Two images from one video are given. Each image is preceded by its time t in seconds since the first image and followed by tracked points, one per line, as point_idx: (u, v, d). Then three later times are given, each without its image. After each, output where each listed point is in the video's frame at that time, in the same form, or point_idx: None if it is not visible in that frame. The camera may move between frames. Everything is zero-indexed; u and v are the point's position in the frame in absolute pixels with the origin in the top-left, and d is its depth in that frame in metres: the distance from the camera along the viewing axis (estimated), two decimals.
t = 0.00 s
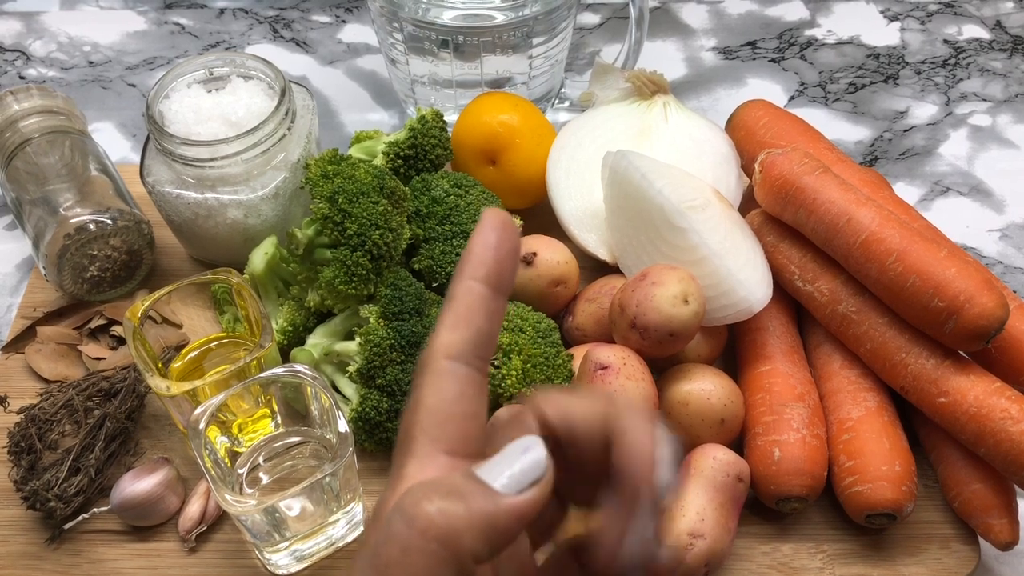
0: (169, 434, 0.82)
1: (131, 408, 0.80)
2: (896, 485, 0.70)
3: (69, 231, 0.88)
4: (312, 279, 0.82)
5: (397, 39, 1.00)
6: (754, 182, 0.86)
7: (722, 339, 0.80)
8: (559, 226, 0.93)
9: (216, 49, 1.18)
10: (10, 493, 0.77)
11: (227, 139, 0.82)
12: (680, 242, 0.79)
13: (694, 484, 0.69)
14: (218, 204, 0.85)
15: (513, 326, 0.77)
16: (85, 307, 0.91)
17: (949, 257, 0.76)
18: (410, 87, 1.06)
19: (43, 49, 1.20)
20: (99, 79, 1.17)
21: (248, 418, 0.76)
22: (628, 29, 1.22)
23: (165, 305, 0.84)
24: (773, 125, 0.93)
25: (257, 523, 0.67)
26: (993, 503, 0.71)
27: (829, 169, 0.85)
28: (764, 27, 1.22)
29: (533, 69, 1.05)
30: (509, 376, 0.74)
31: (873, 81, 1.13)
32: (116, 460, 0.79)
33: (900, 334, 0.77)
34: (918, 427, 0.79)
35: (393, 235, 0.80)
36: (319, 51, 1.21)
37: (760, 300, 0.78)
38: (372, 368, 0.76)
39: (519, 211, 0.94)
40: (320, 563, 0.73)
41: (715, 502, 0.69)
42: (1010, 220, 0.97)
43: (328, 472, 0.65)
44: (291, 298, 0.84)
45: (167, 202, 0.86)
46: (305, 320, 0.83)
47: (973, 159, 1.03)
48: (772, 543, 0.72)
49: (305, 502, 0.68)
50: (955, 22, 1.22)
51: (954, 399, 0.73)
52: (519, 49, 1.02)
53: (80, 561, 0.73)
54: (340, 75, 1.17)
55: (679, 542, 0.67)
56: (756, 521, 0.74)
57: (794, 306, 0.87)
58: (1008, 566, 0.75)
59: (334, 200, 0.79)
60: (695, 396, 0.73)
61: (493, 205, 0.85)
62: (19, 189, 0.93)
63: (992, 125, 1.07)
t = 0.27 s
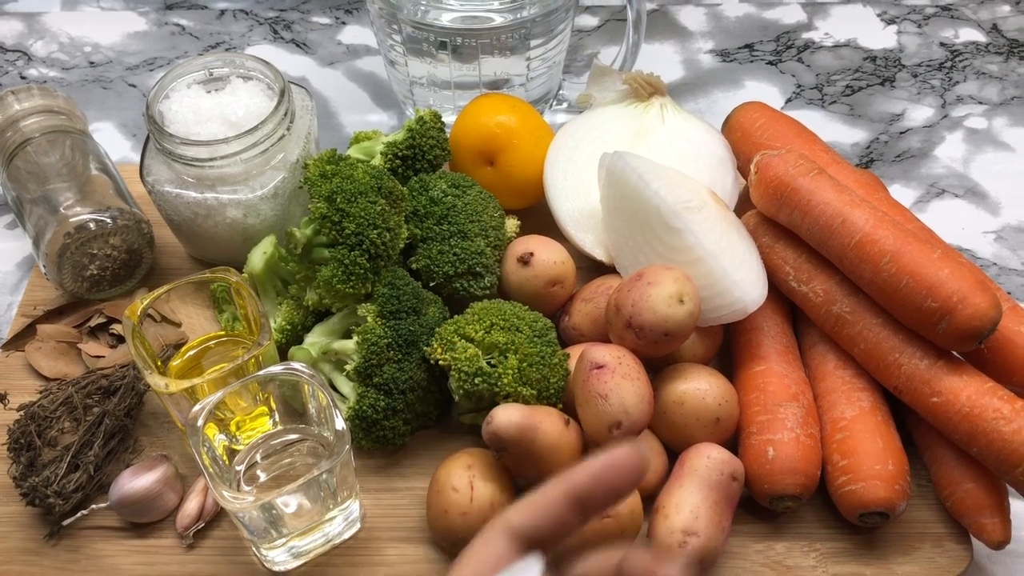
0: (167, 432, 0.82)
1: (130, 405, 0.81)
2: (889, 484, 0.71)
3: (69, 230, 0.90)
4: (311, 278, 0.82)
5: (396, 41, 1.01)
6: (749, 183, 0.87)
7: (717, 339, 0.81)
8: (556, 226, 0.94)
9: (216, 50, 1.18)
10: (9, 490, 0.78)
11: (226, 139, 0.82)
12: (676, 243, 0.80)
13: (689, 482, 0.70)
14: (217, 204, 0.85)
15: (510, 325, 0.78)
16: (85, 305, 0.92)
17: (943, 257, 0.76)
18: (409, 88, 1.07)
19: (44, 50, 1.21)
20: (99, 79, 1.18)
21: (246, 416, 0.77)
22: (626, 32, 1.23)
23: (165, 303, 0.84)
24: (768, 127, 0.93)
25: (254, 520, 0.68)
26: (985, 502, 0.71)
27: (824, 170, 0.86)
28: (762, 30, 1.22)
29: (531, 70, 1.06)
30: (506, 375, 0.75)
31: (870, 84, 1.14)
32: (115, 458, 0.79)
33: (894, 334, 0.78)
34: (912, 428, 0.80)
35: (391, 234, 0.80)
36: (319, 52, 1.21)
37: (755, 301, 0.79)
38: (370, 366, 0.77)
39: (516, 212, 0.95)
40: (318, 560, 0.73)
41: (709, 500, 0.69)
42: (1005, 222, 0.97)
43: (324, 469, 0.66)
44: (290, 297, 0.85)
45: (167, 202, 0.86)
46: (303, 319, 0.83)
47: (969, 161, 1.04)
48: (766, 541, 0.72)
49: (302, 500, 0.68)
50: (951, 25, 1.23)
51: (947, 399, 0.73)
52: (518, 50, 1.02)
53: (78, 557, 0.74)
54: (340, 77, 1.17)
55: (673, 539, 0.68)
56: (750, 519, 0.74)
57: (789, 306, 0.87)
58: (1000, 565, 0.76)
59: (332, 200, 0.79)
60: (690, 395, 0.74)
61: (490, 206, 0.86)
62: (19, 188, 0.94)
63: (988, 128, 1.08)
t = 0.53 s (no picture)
0: (173, 420, 0.82)
1: (135, 392, 0.81)
2: (896, 473, 0.71)
3: (75, 219, 0.90)
4: (317, 267, 0.82)
5: (403, 31, 1.01)
6: (756, 174, 0.87)
7: (724, 329, 0.81)
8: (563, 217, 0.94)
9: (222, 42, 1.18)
10: (15, 476, 0.78)
11: (233, 127, 0.82)
12: (683, 232, 0.80)
13: (695, 471, 0.70)
14: (223, 192, 0.85)
15: (516, 314, 0.78)
16: (91, 294, 0.92)
17: (950, 247, 0.76)
18: (415, 79, 1.07)
19: (50, 41, 1.21)
20: (105, 70, 1.18)
21: (252, 404, 0.77)
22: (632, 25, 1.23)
23: (171, 292, 0.85)
24: (775, 118, 0.94)
25: (261, 505, 0.68)
26: (993, 492, 0.71)
27: (831, 161, 0.86)
28: (767, 24, 1.22)
29: (537, 62, 1.06)
30: (512, 363, 0.75)
31: (876, 78, 1.14)
32: (120, 445, 0.79)
33: (901, 324, 0.78)
34: (918, 418, 0.80)
35: (398, 222, 0.80)
36: (324, 44, 1.21)
37: (761, 290, 0.79)
38: (377, 353, 0.77)
39: (522, 203, 0.95)
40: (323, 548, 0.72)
41: (715, 489, 0.69)
42: (1011, 215, 0.97)
43: (331, 454, 0.67)
44: (295, 285, 0.85)
45: (173, 190, 0.86)
46: (309, 308, 0.83)
47: (974, 155, 1.04)
48: (773, 531, 0.72)
49: (307, 487, 0.70)
50: (957, 20, 1.23)
51: (954, 388, 0.73)
52: (524, 41, 1.02)
53: (84, 543, 0.74)
54: (345, 69, 1.18)
55: (679, 528, 0.68)
56: (757, 509, 0.74)
57: (796, 297, 0.87)
58: (1007, 556, 0.76)
59: (339, 187, 0.79)
60: (697, 384, 0.74)
61: (496, 195, 0.86)
62: (26, 176, 0.94)
63: (993, 122, 1.08)
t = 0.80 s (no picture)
0: (182, 420, 0.83)
1: (146, 393, 0.82)
2: (898, 474, 0.72)
3: (85, 221, 0.91)
4: (325, 269, 0.84)
5: (410, 36, 1.02)
6: (760, 177, 0.88)
7: (728, 331, 0.82)
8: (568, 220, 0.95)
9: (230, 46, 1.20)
10: (26, 475, 0.79)
11: (243, 130, 0.83)
12: (688, 235, 0.80)
13: (699, 471, 0.71)
14: (233, 195, 0.86)
15: (522, 315, 0.79)
16: (101, 295, 0.93)
17: (952, 250, 0.77)
18: (422, 84, 1.08)
19: (60, 45, 1.22)
20: (114, 74, 1.19)
21: (261, 404, 0.78)
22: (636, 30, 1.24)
23: (180, 292, 0.87)
24: (778, 123, 0.95)
25: (271, 504, 0.70)
26: (994, 493, 0.72)
27: (834, 165, 0.87)
28: (770, 29, 1.23)
29: (542, 67, 1.07)
30: (518, 364, 0.76)
31: (878, 83, 1.15)
32: (130, 445, 0.80)
33: (903, 327, 0.79)
34: (920, 420, 0.80)
35: (406, 225, 0.81)
36: (331, 49, 1.23)
37: (765, 293, 0.80)
38: (384, 354, 0.78)
39: (528, 206, 0.96)
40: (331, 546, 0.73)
41: (719, 489, 0.70)
42: (1012, 219, 0.98)
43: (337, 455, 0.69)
44: (304, 287, 0.86)
45: (183, 192, 0.87)
46: (317, 309, 0.84)
47: (976, 160, 1.05)
48: (776, 530, 0.73)
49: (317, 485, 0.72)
50: (958, 26, 1.24)
51: (955, 390, 0.74)
52: (530, 46, 1.04)
53: (95, 542, 0.74)
54: (352, 73, 1.19)
55: (683, 527, 0.68)
56: (760, 509, 0.75)
57: (799, 300, 0.88)
58: (1008, 557, 0.76)
59: (348, 190, 0.80)
60: (701, 385, 0.75)
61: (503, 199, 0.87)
62: (37, 179, 0.95)
63: (994, 127, 1.09)
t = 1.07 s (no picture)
0: (178, 430, 0.83)
1: (142, 402, 0.81)
2: (897, 484, 0.71)
3: (81, 230, 0.91)
4: (322, 277, 0.83)
5: (408, 43, 1.02)
6: (758, 185, 0.87)
7: (726, 339, 0.81)
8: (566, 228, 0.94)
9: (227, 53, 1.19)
10: (21, 485, 0.78)
11: (239, 139, 0.83)
12: (686, 244, 0.80)
13: (697, 481, 0.70)
14: (229, 203, 0.86)
15: (520, 324, 0.79)
16: (97, 304, 0.92)
17: (951, 259, 0.77)
18: (419, 91, 1.08)
19: (57, 51, 1.22)
20: (111, 81, 1.19)
21: (258, 413, 0.78)
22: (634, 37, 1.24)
23: (177, 302, 0.85)
24: (776, 130, 0.94)
25: (267, 515, 0.70)
26: (993, 503, 0.71)
27: (832, 173, 0.87)
28: (769, 36, 1.23)
29: (540, 74, 1.06)
30: (516, 373, 0.75)
31: (876, 89, 1.15)
32: (126, 454, 0.80)
33: (902, 335, 0.78)
34: (919, 429, 0.80)
35: (403, 233, 0.81)
36: (329, 55, 1.22)
37: (763, 301, 0.79)
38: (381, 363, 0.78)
39: (526, 213, 0.95)
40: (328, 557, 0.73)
41: (718, 499, 0.70)
42: (1011, 226, 0.98)
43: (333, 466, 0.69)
44: (301, 296, 0.85)
45: (180, 201, 0.87)
46: (314, 318, 0.84)
47: (975, 166, 1.05)
48: (775, 540, 0.73)
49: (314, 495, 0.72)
50: (956, 32, 1.23)
51: (955, 399, 0.74)
52: (528, 53, 1.03)
53: (90, 553, 0.74)
54: (350, 80, 1.18)
55: (681, 538, 0.68)
56: (759, 519, 0.75)
57: (798, 308, 0.88)
58: (1007, 566, 0.76)
59: (345, 198, 0.80)
60: (700, 395, 0.74)
61: (501, 207, 0.87)
62: (33, 187, 0.95)
63: (993, 134, 1.09)
